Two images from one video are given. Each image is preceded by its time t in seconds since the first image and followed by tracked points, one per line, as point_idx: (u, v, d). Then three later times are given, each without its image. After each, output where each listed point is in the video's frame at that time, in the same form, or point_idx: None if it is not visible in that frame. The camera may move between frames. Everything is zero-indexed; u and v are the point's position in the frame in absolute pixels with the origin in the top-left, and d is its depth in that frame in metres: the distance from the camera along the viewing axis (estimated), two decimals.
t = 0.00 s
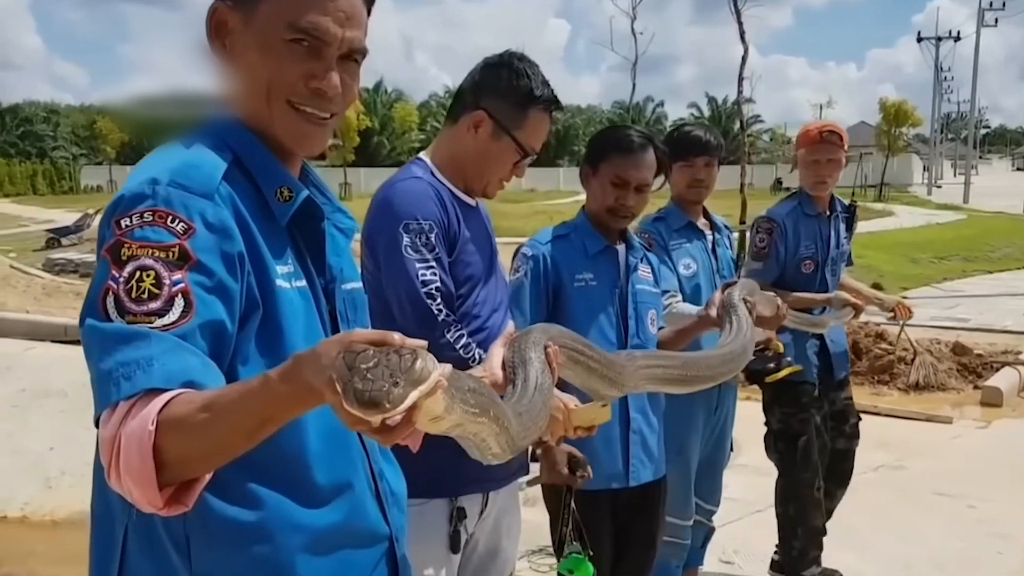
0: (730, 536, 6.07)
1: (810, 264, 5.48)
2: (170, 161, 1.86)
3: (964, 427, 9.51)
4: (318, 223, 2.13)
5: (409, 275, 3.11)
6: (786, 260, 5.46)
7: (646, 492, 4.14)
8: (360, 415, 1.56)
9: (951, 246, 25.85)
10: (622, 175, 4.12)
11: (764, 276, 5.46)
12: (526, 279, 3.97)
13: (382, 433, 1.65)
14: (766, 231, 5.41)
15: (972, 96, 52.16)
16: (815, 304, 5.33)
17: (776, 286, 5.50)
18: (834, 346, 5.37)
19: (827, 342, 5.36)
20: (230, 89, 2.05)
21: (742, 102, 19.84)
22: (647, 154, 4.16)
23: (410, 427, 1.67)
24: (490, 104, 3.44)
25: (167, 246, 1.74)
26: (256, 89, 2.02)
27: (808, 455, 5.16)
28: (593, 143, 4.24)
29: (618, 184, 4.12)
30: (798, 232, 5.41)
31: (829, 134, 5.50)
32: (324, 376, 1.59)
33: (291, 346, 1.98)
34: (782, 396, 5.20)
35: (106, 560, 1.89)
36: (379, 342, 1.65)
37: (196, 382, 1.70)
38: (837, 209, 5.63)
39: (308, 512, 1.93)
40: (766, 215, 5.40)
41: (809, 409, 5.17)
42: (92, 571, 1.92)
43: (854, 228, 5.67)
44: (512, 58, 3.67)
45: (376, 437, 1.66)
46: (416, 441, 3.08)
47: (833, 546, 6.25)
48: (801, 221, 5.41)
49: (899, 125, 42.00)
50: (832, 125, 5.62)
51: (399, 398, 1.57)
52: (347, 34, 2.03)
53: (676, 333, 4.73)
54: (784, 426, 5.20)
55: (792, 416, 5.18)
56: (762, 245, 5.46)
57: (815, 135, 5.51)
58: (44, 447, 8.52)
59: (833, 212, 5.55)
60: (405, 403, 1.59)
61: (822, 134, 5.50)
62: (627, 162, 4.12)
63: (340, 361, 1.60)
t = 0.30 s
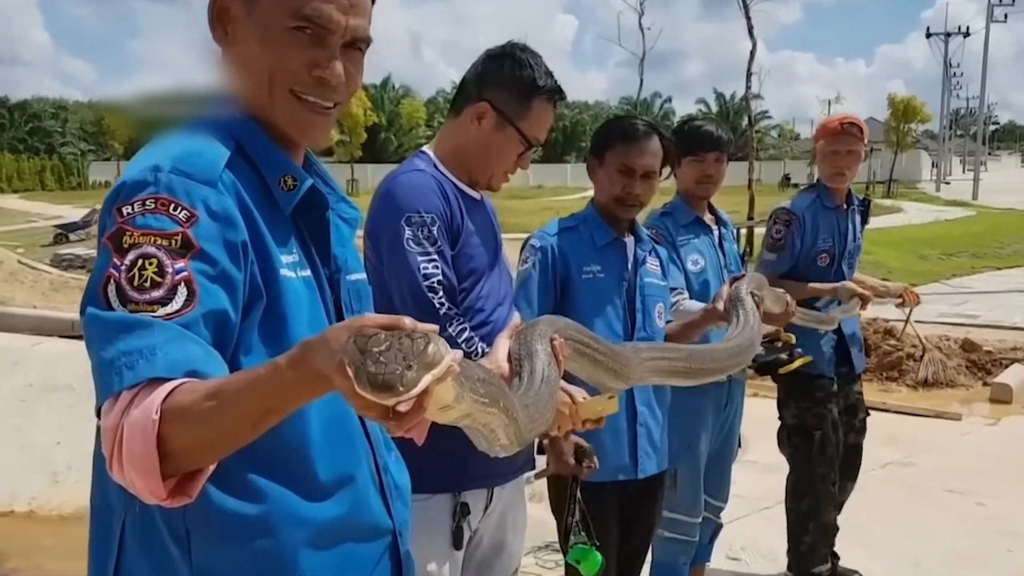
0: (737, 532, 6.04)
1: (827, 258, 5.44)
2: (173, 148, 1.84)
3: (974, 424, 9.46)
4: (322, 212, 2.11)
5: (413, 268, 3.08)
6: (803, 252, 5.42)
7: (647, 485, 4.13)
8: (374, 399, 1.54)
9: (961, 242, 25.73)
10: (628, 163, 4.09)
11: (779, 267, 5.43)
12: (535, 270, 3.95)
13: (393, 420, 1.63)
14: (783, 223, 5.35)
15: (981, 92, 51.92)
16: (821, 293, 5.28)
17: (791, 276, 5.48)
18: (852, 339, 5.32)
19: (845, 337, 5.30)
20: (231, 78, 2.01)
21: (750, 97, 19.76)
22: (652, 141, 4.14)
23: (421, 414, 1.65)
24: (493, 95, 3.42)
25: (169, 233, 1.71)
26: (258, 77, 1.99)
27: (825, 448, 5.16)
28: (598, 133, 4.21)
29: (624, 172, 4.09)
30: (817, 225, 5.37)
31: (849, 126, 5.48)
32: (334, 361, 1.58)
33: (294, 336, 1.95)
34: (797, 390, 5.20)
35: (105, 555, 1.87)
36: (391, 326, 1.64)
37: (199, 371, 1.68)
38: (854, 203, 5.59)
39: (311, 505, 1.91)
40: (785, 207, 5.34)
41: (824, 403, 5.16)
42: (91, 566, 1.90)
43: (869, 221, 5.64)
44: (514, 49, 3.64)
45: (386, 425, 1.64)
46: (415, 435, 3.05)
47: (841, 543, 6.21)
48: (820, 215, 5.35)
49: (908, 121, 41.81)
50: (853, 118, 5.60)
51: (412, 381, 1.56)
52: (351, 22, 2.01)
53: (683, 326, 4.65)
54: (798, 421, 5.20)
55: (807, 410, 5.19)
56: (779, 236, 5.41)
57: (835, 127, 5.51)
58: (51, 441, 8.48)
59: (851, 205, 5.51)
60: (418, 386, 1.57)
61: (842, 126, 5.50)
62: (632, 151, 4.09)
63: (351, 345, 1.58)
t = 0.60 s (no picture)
0: (742, 528, 5.99)
1: (841, 249, 5.39)
2: (170, 132, 1.80)
3: (979, 420, 9.41)
4: (323, 199, 2.07)
5: (414, 260, 3.04)
6: (818, 241, 5.37)
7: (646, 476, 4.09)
8: (372, 396, 1.48)
9: (967, 237, 25.64)
10: (633, 151, 4.04)
11: (794, 254, 5.37)
12: (536, 258, 3.91)
13: (393, 417, 1.57)
14: (798, 211, 5.30)
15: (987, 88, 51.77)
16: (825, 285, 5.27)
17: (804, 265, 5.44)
18: (862, 332, 5.28)
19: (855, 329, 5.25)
20: (230, 63, 1.96)
21: (755, 92, 19.71)
22: (657, 130, 4.10)
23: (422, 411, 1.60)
24: (492, 84, 3.37)
25: (166, 221, 1.67)
26: (259, 63, 1.94)
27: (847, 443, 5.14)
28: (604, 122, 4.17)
29: (630, 159, 4.04)
30: (832, 215, 5.33)
31: (866, 118, 5.44)
32: (334, 355, 1.53)
33: (294, 327, 1.91)
34: (814, 383, 5.19)
35: (99, 548, 1.83)
36: (392, 321, 1.58)
37: (196, 362, 1.64)
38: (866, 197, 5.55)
39: (310, 499, 1.87)
40: (801, 195, 5.28)
41: (841, 397, 5.14)
42: (84, 560, 1.86)
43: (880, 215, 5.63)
44: (511, 36, 3.59)
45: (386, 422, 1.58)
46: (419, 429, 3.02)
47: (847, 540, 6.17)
48: (836, 205, 5.32)
49: (913, 117, 41.71)
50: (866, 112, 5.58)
51: (413, 378, 1.49)
52: (354, 9, 1.99)
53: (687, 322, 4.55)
54: (819, 416, 5.15)
55: (827, 405, 5.15)
56: (793, 224, 5.36)
57: (851, 119, 5.47)
58: (55, 435, 8.45)
59: (864, 197, 5.48)
60: (419, 383, 1.50)
61: (858, 118, 5.46)
62: (637, 138, 4.06)
63: (352, 340, 1.53)
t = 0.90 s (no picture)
0: (750, 522, 5.95)
1: (854, 241, 5.34)
2: (168, 114, 1.75)
3: (989, 414, 9.34)
4: (325, 184, 2.02)
5: (420, 249, 3.00)
6: (831, 230, 5.31)
7: (648, 468, 4.05)
8: (374, 394, 1.44)
9: (975, 231, 25.52)
10: (642, 137, 3.99)
11: (805, 241, 5.31)
12: (541, 245, 3.91)
13: (395, 415, 1.52)
14: (810, 200, 5.25)
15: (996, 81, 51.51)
16: (835, 275, 5.22)
17: (814, 254, 5.38)
18: (871, 324, 5.26)
19: (863, 321, 5.24)
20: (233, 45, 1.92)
21: (763, 85, 19.59)
22: (666, 117, 4.05)
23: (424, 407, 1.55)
24: (494, 67, 3.31)
25: (163, 206, 1.63)
26: (260, 43, 1.89)
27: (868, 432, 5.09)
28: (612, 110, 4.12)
29: (639, 147, 3.99)
30: (846, 206, 5.27)
31: (884, 111, 5.37)
32: (334, 349, 1.48)
33: (296, 314, 1.87)
34: (828, 375, 5.15)
35: (94, 539, 1.80)
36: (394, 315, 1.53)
37: (192, 351, 1.60)
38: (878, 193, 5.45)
39: (309, 492, 1.83)
40: (814, 184, 5.22)
41: (857, 385, 5.12)
42: (78, 550, 1.83)
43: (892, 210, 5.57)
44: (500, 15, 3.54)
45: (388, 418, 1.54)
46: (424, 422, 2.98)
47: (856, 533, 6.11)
48: (850, 197, 5.27)
49: (921, 110, 41.52)
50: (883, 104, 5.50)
51: (415, 375, 1.44)
52: None
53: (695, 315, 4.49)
54: (840, 405, 5.10)
55: (846, 395, 5.10)
56: (804, 213, 5.30)
57: (869, 111, 5.38)
58: (62, 427, 8.43)
59: (878, 192, 5.41)
60: (421, 380, 1.45)
61: (876, 110, 5.38)
62: (645, 124, 4.01)
63: (353, 334, 1.48)
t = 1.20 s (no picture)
0: (765, 518, 5.88)
1: (875, 229, 5.27)
2: (174, 99, 1.71)
3: (1008, 410, 9.23)
4: (333, 169, 1.97)
5: (441, 240, 2.95)
6: (851, 216, 5.23)
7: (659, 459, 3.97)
8: (394, 384, 1.38)
9: (992, 226, 25.32)
10: (657, 127, 3.93)
11: (824, 227, 5.22)
12: (551, 236, 3.87)
13: (412, 408, 1.46)
14: (830, 185, 5.20)
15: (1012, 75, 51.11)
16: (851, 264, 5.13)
17: (834, 241, 5.31)
18: (894, 318, 5.14)
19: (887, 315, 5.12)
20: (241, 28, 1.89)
21: (777, 79, 19.46)
22: (680, 106, 3.98)
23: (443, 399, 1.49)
24: (509, 52, 3.23)
25: (168, 190, 1.58)
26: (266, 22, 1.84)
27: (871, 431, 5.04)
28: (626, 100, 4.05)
29: (653, 136, 3.92)
30: (866, 192, 5.21)
31: (906, 100, 5.31)
32: (350, 339, 1.42)
33: (304, 302, 1.82)
34: (841, 372, 5.06)
35: (96, 531, 1.76)
36: (411, 304, 1.47)
37: (199, 341, 1.55)
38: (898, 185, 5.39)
39: (316, 486, 1.78)
40: (834, 168, 5.19)
41: (868, 384, 5.02)
42: (80, 543, 1.79)
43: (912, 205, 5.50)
44: None
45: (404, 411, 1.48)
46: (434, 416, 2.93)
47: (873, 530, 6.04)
48: (870, 183, 5.21)
49: (937, 104, 41.25)
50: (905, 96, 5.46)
51: (436, 366, 1.39)
52: None
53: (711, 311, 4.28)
54: (847, 405, 5.03)
55: (855, 394, 5.02)
56: (824, 198, 5.24)
57: (892, 100, 5.32)
58: (75, 423, 8.44)
59: (897, 183, 5.35)
60: (442, 372, 1.40)
61: (899, 99, 5.32)
62: (660, 113, 3.95)
63: (369, 324, 1.42)
